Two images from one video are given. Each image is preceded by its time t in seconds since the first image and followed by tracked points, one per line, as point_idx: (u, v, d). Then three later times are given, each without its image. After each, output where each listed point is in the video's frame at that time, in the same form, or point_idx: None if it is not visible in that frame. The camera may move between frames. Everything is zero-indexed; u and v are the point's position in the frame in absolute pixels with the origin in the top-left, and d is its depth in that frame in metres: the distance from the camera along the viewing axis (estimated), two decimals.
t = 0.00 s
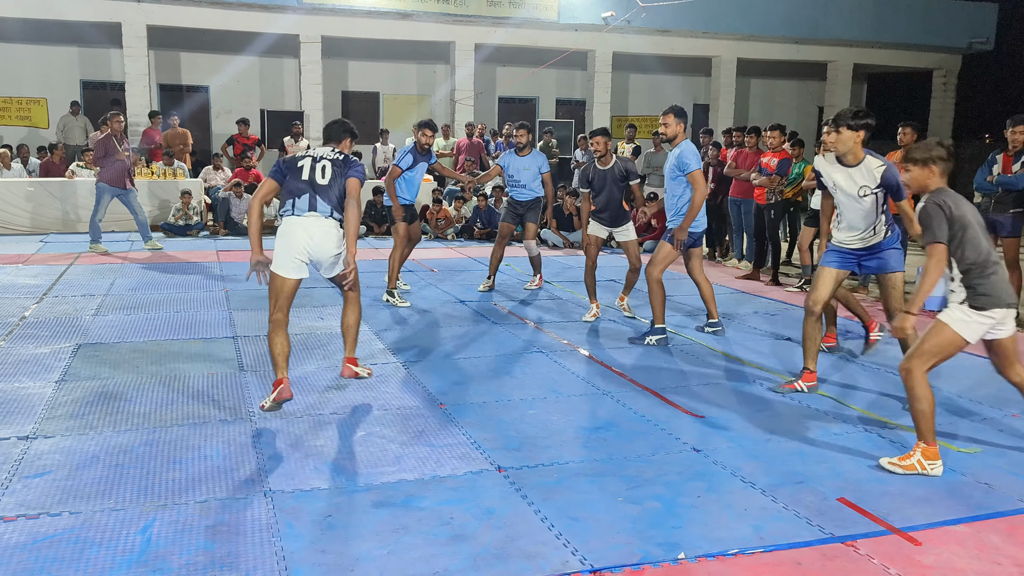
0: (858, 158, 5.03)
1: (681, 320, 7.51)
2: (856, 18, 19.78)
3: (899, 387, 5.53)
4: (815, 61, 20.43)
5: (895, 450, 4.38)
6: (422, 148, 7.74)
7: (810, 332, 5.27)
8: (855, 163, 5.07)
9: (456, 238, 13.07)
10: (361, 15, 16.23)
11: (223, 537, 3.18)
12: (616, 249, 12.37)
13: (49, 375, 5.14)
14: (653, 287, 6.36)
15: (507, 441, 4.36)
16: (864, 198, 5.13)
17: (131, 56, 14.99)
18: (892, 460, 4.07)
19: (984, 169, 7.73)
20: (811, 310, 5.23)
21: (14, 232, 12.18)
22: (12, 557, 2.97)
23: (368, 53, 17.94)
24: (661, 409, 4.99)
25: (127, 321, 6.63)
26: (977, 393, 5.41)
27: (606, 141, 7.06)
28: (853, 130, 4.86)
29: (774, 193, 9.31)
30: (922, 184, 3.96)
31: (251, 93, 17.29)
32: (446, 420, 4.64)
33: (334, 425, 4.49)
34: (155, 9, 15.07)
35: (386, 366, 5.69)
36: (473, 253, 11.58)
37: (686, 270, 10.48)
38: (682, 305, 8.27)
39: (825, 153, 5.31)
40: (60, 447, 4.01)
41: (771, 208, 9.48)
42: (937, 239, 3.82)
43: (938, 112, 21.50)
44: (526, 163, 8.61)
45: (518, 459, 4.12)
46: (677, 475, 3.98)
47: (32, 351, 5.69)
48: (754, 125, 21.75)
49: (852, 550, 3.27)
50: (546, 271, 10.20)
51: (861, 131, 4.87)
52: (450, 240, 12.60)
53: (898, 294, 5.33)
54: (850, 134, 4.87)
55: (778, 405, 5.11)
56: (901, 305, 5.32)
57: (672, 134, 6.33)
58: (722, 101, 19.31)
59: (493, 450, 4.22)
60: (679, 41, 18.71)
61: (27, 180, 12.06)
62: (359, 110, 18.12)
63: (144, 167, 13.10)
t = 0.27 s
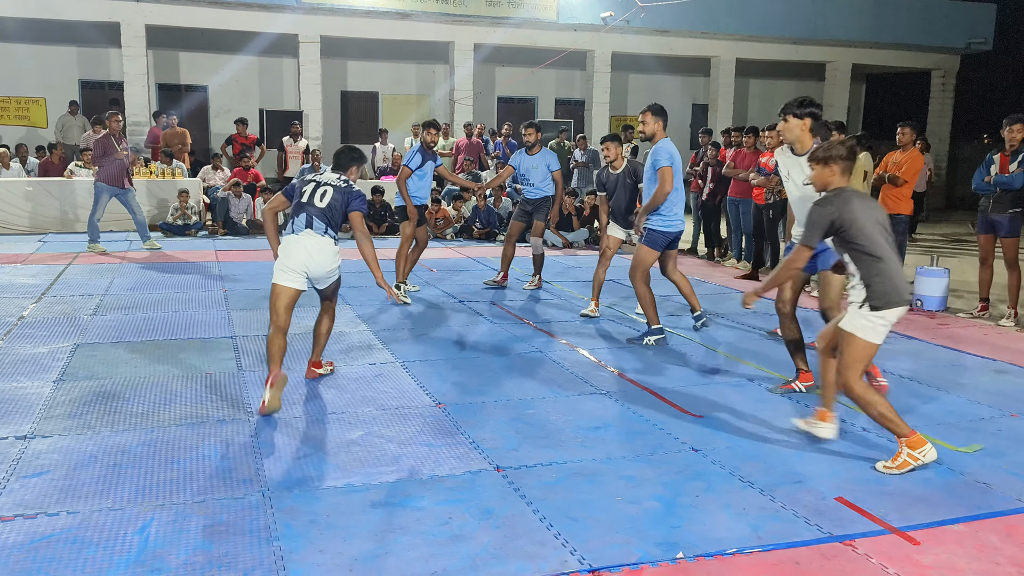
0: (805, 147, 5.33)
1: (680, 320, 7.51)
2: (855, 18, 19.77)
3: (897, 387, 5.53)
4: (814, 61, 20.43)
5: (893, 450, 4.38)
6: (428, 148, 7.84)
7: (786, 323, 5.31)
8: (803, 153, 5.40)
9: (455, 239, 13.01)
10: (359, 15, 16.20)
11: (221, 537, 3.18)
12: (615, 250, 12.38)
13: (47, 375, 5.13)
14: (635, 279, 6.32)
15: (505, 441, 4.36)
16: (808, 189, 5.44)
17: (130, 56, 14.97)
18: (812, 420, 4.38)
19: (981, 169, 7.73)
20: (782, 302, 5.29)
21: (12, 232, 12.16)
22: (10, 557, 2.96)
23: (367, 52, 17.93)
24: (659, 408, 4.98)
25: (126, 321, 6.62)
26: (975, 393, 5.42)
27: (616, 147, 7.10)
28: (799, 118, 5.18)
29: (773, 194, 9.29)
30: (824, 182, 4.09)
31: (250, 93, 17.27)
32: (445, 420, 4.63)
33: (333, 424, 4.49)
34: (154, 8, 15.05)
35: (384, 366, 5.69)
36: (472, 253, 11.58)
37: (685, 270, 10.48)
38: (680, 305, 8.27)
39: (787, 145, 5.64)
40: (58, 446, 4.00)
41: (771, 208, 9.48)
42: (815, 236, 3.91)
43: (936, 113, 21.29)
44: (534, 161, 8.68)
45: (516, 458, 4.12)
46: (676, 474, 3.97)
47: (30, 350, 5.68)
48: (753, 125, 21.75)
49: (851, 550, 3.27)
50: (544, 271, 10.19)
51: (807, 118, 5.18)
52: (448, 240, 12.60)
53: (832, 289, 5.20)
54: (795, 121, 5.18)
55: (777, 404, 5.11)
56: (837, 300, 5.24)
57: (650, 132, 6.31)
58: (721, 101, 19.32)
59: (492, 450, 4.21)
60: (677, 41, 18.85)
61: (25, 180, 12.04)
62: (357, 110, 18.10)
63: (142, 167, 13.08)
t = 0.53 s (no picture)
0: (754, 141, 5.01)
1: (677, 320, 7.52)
2: (852, 18, 19.79)
3: (893, 387, 5.54)
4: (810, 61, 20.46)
5: (890, 450, 4.39)
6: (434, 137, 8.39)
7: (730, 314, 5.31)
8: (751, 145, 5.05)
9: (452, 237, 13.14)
10: (356, 14, 16.19)
11: (217, 537, 3.17)
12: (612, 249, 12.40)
13: (43, 375, 5.12)
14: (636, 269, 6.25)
15: (503, 441, 4.36)
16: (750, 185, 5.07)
17: (126, 55, 14.94)
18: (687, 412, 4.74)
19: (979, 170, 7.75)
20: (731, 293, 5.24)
21: (8, 232, 12.13)
22: (6, 558, 2.95)
23: (364, 52, 17.92)
24: (656, 409, 4.98)
25: (122, 321, 6.61)
26: (972, 393, 5.43)
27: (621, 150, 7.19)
28: (751, 111, 4.95)
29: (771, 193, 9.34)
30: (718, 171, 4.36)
31: (247, 93, 17.25)
32: (442, 420, 4.63)
33: (330, 425, 4.48)
34: (151, 8, 15.02)
35: (381, 366, 5.68)
36: (469, 252, 11.58)
37: (682, 270, 10.50)
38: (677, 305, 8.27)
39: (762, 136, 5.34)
40: (54, 446, 3.99)
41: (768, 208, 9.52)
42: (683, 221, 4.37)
43: (934, 114, 21.51)
44: (534, 159, 8.73)
45: (513, 459, 4.12)
46: (673, 475, 3.98)
47: (26, 351, 5.66)
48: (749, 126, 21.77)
49: (848, 550, 3.27)
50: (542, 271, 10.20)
51: (758, 112, 4.92)
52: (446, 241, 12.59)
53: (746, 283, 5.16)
54: (746, 113, 4.95)
55: (773, 404, 5.11)
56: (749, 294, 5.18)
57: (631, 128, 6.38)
58: (718, 102, 19.33)
59: (489, 451, 4.21)
60: (675, 41, 18.84)
61: (21, 180, 12.01)
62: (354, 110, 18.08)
63: (138, 166, 13.06)
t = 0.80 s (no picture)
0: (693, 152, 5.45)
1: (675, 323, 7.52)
2: (849, 20, 19.84)
3: (890, 389, 5.55)
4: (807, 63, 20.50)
5: (888, 452, 4.40)
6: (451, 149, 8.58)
7: (676, 316, 5.42)
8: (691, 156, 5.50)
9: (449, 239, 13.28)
10: (354, 16, 16.20)
11: (215, 540, 3.17)
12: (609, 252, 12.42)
13: (40, 377, 5.10)
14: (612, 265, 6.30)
15: (500, 443, 4.36)
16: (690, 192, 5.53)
17: (124, 56, 14.92)
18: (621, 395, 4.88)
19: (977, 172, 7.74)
20: (679, 295, 5.43)
21: (4, 233, 12.11)
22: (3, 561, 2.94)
23: (362, 54, 17.91)
24: (654, 411, 4.99)
25: (119, 323, 6.59)
26: (969, 395, 5.44)
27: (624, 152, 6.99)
28: (689, 124, 5.34)
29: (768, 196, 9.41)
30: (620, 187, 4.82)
31: (244, 94, 17.25)
32: (440, 423, 4.63)
33: (328, 427, 4.48)
34: (148, 9, 15.00)
35: (378, 368, 5.68)
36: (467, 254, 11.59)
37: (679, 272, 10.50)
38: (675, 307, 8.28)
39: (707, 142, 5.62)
40: (51, 449, 3.98)
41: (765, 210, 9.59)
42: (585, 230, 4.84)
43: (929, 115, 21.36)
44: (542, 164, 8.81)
45: (511, 461, 4.11)
46: (671, 477, 3.98)
47: (22, 353, 5.65)
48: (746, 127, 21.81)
49: (845, 553, 3.28)
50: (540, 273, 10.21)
51: (694, 125, 5.30)
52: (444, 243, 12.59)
53: (688, 286, 5.42)
54: (684, 127, 5.35)
55: (770, 407, 5.12)
56: (690, 297, 5.42)
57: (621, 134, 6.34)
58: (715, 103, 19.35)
59: (487, 453, 4.21)
60: (671, 43, 18.82)
61: (17, 182, 11.98)
62: (352, 111, 18.08)
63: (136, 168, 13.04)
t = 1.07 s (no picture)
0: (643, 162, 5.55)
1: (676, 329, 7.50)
2: (849, 26, 19.88)
3: (892, 398, 5.53)
4: (808, 69, 20.51)
5: (890, 461, 4.38)
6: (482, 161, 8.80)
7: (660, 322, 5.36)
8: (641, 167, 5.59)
9: (449, 245, 13.30)
10: (355, 21, 16.24)
11: (213, 550, 3.15)
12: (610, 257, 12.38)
13: (39, 384, 5.09)
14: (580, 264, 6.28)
15: (500, 452, 4.34)
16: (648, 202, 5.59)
17: (125, 61, 14.94)
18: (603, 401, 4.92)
19: (980, 179, 7.75)
20: (657, 302, 5.39)
21: (6, 238, 12.11)
22: None
23: (362, 59, 17.94)
24: (654, 419, 4.97)
25: (119, 329, 6.58)
26: (970, 404, 5.42)
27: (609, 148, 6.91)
28: (632, 136, 5.48)
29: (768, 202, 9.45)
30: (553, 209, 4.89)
31: (246, 100, 17.27)
32: (440, 431, 4.61)
33: (328, 435, 4.46)
34: (150, 14, 15.03)
35: (378, 375, 5.66)
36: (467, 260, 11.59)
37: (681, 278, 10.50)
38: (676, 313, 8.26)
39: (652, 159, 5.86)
40: (49, 457, 3.97)
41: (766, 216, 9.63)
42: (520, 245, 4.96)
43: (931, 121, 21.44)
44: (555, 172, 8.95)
45: (511, 471, 4.10)
46: (671, 487, 3.96)
47: (22, 359, 5.64)
48: (747, 133, 21.81)
49: (847, 564, 3.26)
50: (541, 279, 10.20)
51: (637, 136, 5.44)
52: (445, 248, 12.60)
53: (664, 290, 5.43)
54: (629, 139, 5.49)
55: (772, 415, 5.10)
56: (667, 300, 5.40)
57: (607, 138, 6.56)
58: (716, 109, 19.35)
59: (487, 462, 4.19)
60: (673, 49, 18.69)
61: (18, 187, 11.99)
62: (353, 116, 18.09)
63: (137, 173, 13.04)
